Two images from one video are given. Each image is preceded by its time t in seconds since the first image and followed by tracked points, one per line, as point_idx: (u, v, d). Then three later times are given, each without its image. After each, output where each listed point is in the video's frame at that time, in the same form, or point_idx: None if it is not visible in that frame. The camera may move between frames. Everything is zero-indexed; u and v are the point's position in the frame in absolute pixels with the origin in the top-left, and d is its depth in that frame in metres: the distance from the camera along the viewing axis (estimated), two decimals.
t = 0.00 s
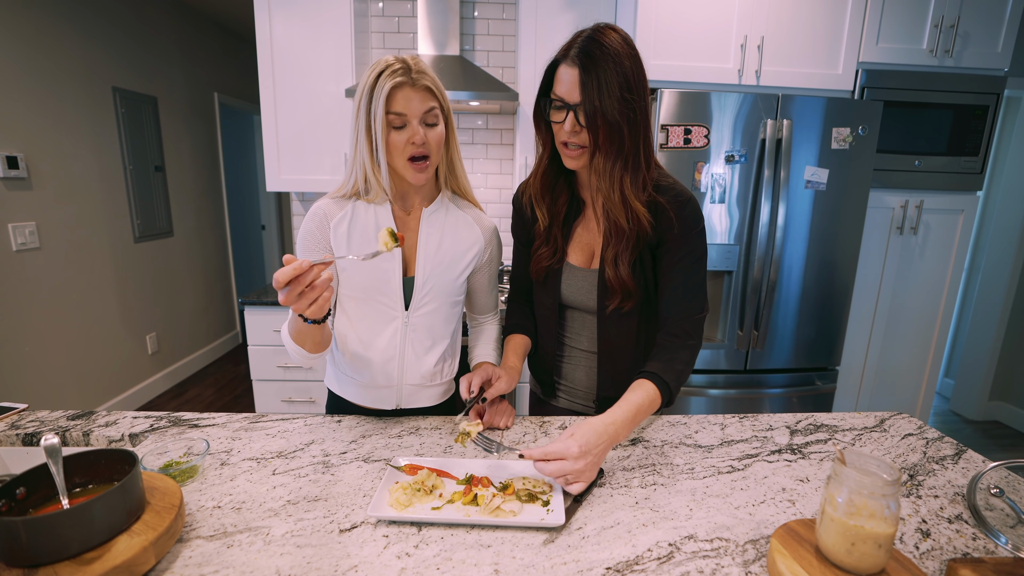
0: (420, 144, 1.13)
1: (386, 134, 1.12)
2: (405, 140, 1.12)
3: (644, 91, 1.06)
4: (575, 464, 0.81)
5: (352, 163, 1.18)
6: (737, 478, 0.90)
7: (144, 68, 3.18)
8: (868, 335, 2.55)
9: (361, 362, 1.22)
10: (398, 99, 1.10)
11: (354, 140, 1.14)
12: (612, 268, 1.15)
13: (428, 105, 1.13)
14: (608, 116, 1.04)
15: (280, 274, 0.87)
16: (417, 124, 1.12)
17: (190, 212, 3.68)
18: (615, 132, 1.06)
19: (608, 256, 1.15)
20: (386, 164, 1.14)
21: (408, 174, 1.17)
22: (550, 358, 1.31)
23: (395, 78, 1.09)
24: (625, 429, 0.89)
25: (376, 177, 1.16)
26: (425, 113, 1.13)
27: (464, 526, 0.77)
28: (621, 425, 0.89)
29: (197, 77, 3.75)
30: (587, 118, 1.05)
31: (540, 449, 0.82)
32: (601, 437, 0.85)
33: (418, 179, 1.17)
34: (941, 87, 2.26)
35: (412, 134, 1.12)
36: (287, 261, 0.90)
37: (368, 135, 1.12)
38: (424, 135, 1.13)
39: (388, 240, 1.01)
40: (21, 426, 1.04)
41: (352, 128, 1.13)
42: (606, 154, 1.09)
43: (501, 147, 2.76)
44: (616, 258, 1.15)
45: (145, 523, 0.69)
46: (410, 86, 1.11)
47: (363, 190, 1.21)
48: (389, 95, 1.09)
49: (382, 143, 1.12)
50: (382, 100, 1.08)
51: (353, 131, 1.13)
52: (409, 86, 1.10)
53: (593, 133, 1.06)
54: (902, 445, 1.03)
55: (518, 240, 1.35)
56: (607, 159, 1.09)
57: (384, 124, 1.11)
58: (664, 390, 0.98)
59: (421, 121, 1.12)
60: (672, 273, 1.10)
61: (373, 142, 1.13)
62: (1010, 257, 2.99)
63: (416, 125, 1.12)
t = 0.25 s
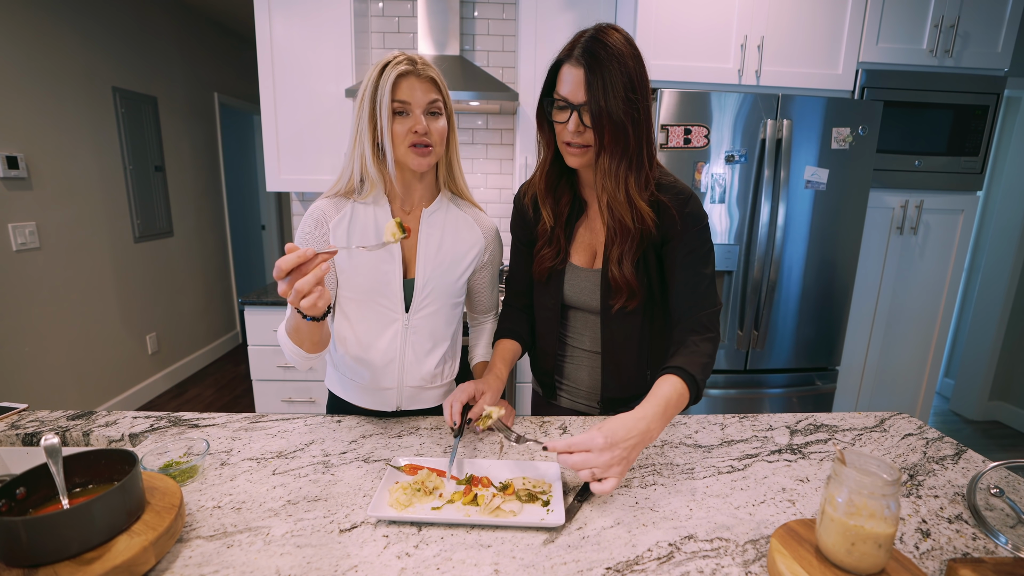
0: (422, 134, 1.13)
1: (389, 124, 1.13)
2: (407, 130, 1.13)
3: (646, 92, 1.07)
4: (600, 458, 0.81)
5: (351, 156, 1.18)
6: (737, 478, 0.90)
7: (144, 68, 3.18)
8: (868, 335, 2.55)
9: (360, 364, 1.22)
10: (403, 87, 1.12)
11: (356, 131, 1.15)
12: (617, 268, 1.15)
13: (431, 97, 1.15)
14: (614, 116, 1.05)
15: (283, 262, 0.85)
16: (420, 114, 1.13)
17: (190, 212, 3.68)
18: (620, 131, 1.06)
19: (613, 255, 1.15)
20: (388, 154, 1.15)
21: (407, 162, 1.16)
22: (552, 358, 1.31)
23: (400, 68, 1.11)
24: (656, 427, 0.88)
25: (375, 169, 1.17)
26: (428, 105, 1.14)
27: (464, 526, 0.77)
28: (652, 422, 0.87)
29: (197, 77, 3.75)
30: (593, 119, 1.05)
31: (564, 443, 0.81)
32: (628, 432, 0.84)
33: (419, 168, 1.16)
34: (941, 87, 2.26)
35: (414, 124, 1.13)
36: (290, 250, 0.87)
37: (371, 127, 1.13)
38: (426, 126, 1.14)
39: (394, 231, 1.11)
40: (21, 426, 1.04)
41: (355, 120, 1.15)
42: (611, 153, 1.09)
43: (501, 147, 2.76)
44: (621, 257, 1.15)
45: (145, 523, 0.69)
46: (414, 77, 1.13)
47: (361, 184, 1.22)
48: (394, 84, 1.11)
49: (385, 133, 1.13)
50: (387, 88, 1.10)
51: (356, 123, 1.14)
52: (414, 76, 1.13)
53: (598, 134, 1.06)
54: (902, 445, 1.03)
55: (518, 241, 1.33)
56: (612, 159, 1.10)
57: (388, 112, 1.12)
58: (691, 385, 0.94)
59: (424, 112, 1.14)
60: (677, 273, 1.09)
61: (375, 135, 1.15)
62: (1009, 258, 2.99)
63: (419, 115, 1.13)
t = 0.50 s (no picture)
0: (422, 125, 1.14)
1: (393, 115, 1.15)
2: (408, 121, 1.14)
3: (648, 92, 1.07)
4: (623, 441, 0.80)
5: (360, 151, 1.21)
6: (737, 478, 0.90)
7: (144, 68, 3.18)
8: (868, 334, 2.55)
9: (360, 363, 1.22)
10: (410, 81, 1.14)
11: (365, 124, 1.17)
12: (621, 265, 1.16)
13: (437, 91, 1.16)
14: (615, 115, 1.05)
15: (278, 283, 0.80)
16: (422, 107, 1.15)
17: (190, 212, 3.68)
18: (622, 130, 1.06)
19: (616, 252, 1.15)
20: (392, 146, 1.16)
21: (408, 155, 1.17)
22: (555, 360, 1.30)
23: (410, 62, 1.14)
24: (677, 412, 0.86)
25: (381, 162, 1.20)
26: (434, 99, 1.16)
27: (464, 526, 0.77)
28: (672, 407, 0.86)
29: (197, 76, 3.75)
30: (595, 117, 1.05)
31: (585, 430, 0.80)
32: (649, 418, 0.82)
33: (414, 160, 1.17)
34: (941, 87, 2.26)
35: (416, 115, 1.14)
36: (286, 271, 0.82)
37: (377, 116, 1.15)
38: (428, 118, 1.14)
39: (399, 250, 0.89)
40: (21, 426, 1.04)
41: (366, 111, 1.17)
42: (613, 151, 1.09)
43: (501, 147, 2.76)
44: (625, 254, 1.15)
45: (145, 523, 0.69)
46: (422, 71, 1.16)
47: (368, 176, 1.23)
48: (401, 77, 1.14)
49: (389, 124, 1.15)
50: (394, 80, 1.13)
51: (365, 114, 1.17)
52: (423, 70, 1.16)
53: (600, 132, 1.06)
54: (902, 445, 1.03)
55: (520, 239, 1.32)
56: (614, 157, 1.09)
57: (393, 102, 1.14)
58: (708, 374, 0.95)
59: (428, 105, 1.15)
60: (683, 270, 1.12)
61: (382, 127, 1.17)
62: (1009, 258, 2.99)
63: (421, 107, 1.14)
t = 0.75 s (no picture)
0: (430, 133, 1.13)
1: (401, 121, 1.14)
2: (417, 128, 1.14)
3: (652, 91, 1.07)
4: (637, 447, 0.80)
5: (367, 153, 1.20)
6: (737, 478, 0.90)
7: (144, 68, 3.18)
8: (868, 335, 2.55)
9: (364, 359, 1.22)
10: (417, 88, 1.14)
11: (372, 129, 1.17)
12: (625, 263, 1.15)
13: (443, 97, 1.15)
14: (620, 113, 1.05)
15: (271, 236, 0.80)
16: (431, 113, 1.14)
17: (190, 212, 3.68)
18: (627, 129, 1.06)
19: (620, 250, 1.14)
20: (399, 151, 1.16)
21: (415, 161, 1.16)
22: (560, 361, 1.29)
23: (418, 69, 1.14)
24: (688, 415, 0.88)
25: (389, 166, 1.18)
26: (441, 106, 1.15)
27: (464, 526, 0.77)
28: (682, 411, 0.88)
29: (197, 76, 3.75)
30: (600, 116, 1.05)
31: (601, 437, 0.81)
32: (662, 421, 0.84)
33: (423, 167, 1.16)
34: (941, 87, 2.26)
35: (425, 121, 1.14)
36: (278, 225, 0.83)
37: (385, 122, 1.15)
38: (437, 125, 1.14)
39: (394, 200, 0.93)
40: (21, 426, 1.04)
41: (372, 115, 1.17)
42: (618, 150, 1.09)
43: (501, 147, 2.76)
44: (629, 252, 1.14)
45: (145, 523, 0.69)
46: (429, 78, 1.15)
47: (375, 180, 1.22)
48: (408, 83, 1.13)
49: (397, 130, 1.14)
50: (403, 86, 1.12)
51: (372, 119, 1.16)
52: (429, 77, 1.15)
53: (605, 131, 1.06)
54: (902, 445, 1.03)
55: (522, 239, 1.31)
56: (618, 156, 1.09)
57: (402, 109, 1.13)
58: (713, 375, 0.97)
59: (435, 112, 1.15)
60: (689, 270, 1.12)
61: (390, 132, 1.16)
62: (1009, 258, 2.99)
63: (430, 114, 1.14)
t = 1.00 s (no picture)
0: (435, 134, 1.13)
1: (405, 122, 1.14)
2: (421, 128, 1.14)
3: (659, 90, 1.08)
4: (642, 448, 0.80)
5: (370, 154, 1.20)
6: (737, 478, 0.90)
7: (144, 68, 3.18)
8: (868, 335, 2.55)
9: (368, 358, 1.22)
10: (421, 89, 1.14)
11: (375, 129, 1.17)
12: (633, 263, 1.16)
13: (446, 99, 1.16)
14: (629, 113, 1.05)
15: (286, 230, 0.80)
16: (435, 115, 1.14)
17: (190, 212, 3.68)
18: (635, 128, 1.07)
19: (628, 250, 1.15)
20: (403, 151, 1.16)
21: (418, 161, 1.16)
22: (564, 362, 1.29)
23: (421, 70, 1.14)
24: (688, 416, 0.88)
25: (392, 166, 1.18)
26: (444, 107, 1.15)
27: (464, 526, 0.77)
28: (687, 412, 0.88)
29: (197, 76, 3.75)
30: (609, 116, 1.05)
31: (608, 439, 0.81)
32: (664, 424, 0.83)
33: (427, 167, 1.16)
34: (941, 87, 2.26)
35: (429, 122, 1.14)
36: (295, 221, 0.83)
37: (389, 124, 1.15)
38: (440, 126, 1.14)
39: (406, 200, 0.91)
40: (21, 426, 1.04)
41: (376, 116, 1.17)
42: (626, 150, 1.09)
43: (501, 147, 2.76)
44: (637, 252, 1.15)
45: (145, 523, 0.69)
46: (433, 79, 1.15)
47: (378, 180, 1.23)
48: (412, 84, 1.13)
49: (401, 131, 1.14)
50: (406, 87, 1.12)
51: (376, 120, 1.16)
52: (433, 78, 1.15)
53: (614, 131, 1.06)
54: (902, 445, 1.03)
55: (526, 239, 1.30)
56: (626, 156, 1.10)
57: (406, 110, 1.13)
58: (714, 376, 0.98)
59: (439, 113, 1.15)
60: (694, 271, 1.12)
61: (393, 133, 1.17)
62: (1010, 258, 2.99)
63: (434, 115, 1.14)
